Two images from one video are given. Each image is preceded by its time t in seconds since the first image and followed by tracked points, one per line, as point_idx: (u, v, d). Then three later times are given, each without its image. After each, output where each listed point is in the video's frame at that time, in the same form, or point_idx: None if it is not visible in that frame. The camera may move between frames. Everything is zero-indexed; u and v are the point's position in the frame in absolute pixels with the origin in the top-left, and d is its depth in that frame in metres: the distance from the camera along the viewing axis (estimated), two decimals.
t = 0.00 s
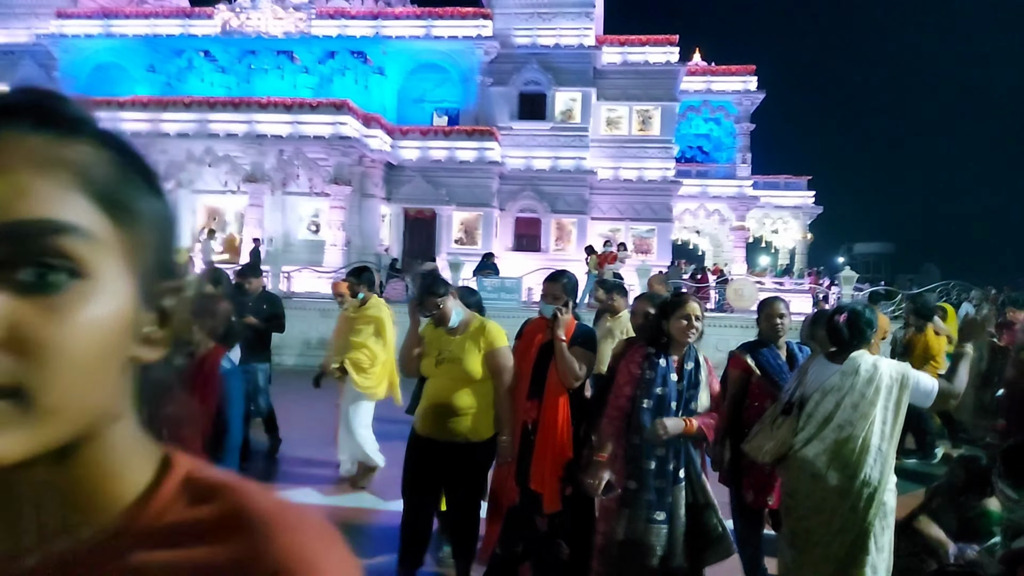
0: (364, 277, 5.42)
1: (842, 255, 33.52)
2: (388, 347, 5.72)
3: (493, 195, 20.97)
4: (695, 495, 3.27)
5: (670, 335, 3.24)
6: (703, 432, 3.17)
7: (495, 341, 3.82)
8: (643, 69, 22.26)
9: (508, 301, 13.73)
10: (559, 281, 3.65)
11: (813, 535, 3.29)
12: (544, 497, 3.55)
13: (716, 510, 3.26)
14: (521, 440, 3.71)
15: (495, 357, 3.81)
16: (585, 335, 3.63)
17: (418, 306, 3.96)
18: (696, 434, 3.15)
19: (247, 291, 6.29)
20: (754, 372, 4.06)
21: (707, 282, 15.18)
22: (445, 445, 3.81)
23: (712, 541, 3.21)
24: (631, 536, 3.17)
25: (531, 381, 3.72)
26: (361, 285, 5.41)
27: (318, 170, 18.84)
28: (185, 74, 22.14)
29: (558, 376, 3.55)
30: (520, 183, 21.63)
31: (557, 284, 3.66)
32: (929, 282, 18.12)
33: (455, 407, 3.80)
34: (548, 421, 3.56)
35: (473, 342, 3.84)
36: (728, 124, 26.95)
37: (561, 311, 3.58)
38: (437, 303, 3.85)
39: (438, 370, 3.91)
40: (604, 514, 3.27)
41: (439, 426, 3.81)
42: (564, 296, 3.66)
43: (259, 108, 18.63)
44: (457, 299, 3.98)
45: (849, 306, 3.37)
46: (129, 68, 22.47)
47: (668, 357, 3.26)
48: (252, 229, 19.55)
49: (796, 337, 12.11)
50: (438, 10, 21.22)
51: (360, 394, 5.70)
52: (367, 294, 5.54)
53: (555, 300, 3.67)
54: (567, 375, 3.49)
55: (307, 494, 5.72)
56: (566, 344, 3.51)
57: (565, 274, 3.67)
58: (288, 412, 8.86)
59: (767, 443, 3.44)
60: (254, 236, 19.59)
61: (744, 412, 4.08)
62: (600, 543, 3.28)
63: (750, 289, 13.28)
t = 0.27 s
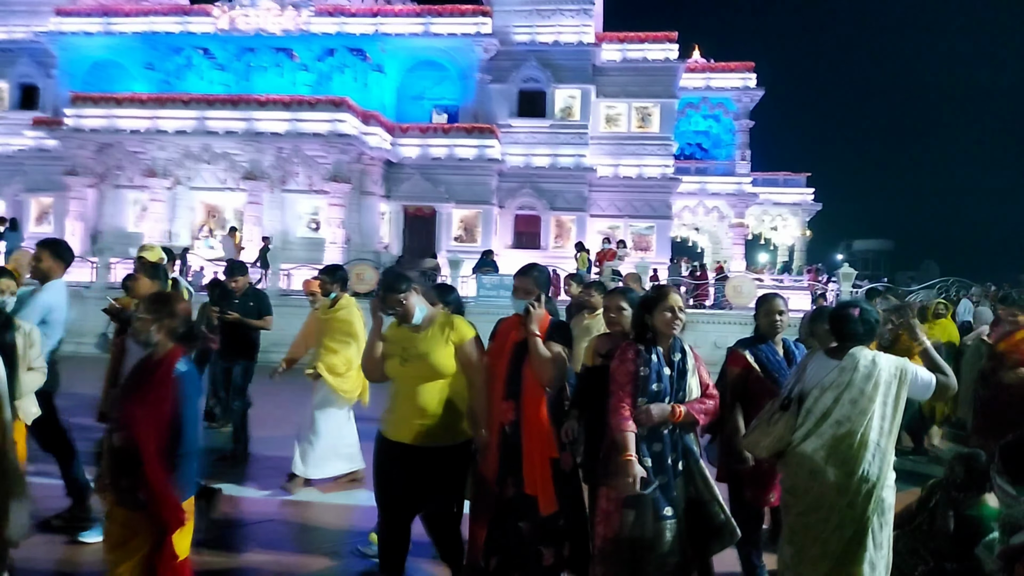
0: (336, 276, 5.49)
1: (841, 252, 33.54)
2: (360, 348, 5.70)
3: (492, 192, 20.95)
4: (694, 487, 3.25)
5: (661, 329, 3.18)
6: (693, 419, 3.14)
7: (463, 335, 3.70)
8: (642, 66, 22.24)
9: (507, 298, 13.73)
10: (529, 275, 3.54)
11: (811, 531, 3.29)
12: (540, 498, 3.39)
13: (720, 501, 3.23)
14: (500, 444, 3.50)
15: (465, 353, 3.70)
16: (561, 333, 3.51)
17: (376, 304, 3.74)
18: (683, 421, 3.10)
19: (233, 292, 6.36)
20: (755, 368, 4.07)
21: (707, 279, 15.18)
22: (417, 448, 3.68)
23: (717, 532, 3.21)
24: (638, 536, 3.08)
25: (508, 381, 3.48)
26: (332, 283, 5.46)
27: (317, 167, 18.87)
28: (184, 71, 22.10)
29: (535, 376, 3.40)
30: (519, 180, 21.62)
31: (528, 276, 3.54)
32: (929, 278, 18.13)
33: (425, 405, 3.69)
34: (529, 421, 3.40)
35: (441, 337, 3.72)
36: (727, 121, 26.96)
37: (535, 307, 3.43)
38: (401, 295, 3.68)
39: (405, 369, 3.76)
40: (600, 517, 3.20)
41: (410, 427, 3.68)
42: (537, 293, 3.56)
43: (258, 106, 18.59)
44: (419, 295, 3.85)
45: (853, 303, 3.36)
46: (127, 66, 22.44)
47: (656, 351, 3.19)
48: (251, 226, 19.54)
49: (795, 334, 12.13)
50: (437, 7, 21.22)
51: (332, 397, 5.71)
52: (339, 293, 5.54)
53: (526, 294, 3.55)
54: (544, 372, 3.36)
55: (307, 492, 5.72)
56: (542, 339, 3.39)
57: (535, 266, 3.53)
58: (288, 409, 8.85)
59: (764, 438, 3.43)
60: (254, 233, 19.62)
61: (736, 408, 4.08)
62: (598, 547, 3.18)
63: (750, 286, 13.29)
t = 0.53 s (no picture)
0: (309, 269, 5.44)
1: (843, 249, 33.49)
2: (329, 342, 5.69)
3: (493, 190, 20.94)
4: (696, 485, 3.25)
5: (653, 328, 3.16)
6: (689, 417, 3.15)
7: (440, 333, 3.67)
8: (643, 63, 22.21)
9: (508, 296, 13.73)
10: (507, 271, 3.50)
11: (814, 527, 3.30)
12: (517, 501, 3.37)
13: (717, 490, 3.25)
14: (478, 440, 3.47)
15: (443, 351, 3.67)
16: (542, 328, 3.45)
17: (350, 302, 3.77)
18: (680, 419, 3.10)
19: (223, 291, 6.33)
20: (764, 366, 4.08)
21: (708, 276, 15.17)
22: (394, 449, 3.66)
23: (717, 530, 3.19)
24: (639, 537, 3.05)
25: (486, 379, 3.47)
26: (305, 274, 5.39)
27: (319, 166, 18.92)
28: (184, 70, 22.09)
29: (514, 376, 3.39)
30: (520, 177, 21.62)
31: (505, 272, 3.51)
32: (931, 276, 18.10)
33: (399, 405, 3.64)
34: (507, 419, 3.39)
35: (417, 335, 3.66)
36: (728, 118, 26.93)
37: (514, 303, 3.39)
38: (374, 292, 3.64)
39: (378, 370, 3.71)
40: (600, 522, 3.19)
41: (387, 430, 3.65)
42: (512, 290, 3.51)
43: (259, 104, 18.58)
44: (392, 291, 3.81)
45: (854, 300, 3.34)
46: (128, 64, 22.43)
47: (649, 350, 3.18)
48: (252, 224, 19.55)
49: (796, 331, 12.13)
50: (438, 5, 21.22)
51: (297, 394, 5.65)
52: (311, 287, 5.56)
53: (500, 288, 3.51)
54: (524, 371, 3.35)
55: (309, 491, 5.73)
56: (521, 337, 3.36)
57: (511, 262, 3.52)
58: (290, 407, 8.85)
59: (768, 435, 3.44)
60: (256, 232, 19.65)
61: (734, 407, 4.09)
62: (597, 550, 3.19)
63: (751, 283, 13.27)
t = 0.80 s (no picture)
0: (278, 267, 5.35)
1: (847, 249, 33.42)
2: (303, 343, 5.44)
3: (496, 190, 20.92)
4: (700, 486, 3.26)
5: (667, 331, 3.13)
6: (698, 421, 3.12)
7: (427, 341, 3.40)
8: (646, 62, 22.18)
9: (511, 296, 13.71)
10: (494, 272, 3.48)
11: (816, 529, 3.29)
12: (496, 511, 3.38)
13: (717, 489, 3.25)
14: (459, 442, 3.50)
15: (429, 360, 3.40)
16: (527, 330, 3.44)
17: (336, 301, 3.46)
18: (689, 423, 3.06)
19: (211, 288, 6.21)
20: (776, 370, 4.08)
21: (711, 276, 15.15)
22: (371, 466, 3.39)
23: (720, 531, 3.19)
24: (643, 538, 3.02)
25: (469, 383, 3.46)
26: (275, 274, 5.30)
27: (321, 165, 18.95)
28: (188, 69, 22.13)
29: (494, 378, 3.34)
30: (523, 177, 21.60)
31: (492, 268, 3.49)
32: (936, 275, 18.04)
33: (381, 418, 3.36)
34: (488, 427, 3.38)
35: (403, 344, 3.38)
36: (731, 117, 26.88)
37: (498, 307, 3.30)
38: (354, 291, 3.35)
39: (360, 378, 3.43)
40: (604, 529, 3.11)
41: (364, 444, 3.39)
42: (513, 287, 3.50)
43: (262, 104, 18.59)
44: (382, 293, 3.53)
45: (857, 301, 3.31)
46: (131, 64, 22.46)
47: (658, 353, 3.14)
48: (255, 224, 19.57)
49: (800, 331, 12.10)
50: (441, 5, 21.21)
51: (270, 399, 5.35)
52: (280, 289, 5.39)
53: (489, 290, 3.47)
54: (506, 376, 3.27)
55: (311, 492, 5.73)
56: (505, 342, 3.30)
57: (499, 263, 3.48)
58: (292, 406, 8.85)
59: (770, 435, 3.43)
60: (259, 231, 19.68)
61: (744, 401, 4.10)
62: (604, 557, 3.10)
63: (754, 283, 13.25)
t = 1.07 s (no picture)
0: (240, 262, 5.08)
1: (848, 249, 33.40)
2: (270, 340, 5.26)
3: (498, 189, 20.91)
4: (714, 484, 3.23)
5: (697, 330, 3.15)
6: (717, 423, 3.09)
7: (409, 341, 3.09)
8: (647, 62, 22.17)
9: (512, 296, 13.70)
10: (483, 269, 3.35)
11: (816, 528, 3.28)
12: (461, 529, 3.30)
13: (734, 498, 3.21)
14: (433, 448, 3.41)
15: (410, 363, 3.10)
16: (516, 333, 3.35)
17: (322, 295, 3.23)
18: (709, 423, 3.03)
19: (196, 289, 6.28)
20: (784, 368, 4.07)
21: (713, 276, 15.14)
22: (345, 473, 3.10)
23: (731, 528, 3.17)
24: (652, 538, 3.00)
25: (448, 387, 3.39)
26: (235, 269, 5.03)
27: (323, 165, 18.97)
28: (189, 69, 22.13)
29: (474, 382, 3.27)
30: (524, 177, 21.60)
31: (480, 265, 3.37)
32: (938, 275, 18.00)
33: (363, 424, 3.10)
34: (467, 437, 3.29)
35: (383, 341, 3.10)
36: (732, 117, 26.88)
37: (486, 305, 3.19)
38: (339, 278, 3.09)
39: (341, 382, 3.17)
40: (616, 523, 3.02)
41: (337, 446, 3.13)
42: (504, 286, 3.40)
43: (263, 104, 18.59)
44: (369, 289, 3.28)
45: (859, 300, 3.30)
46: (133, 64, 22.48)
47: (684, 353, 3.16)
48: (256, 224, 19.57)
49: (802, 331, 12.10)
50: (442, 4, 21.21)
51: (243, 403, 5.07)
52: (244, 285, 5.09)
53: (477, 288, 3.35)
54: (491, 381, 3.13)
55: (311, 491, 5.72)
56: (492, 342, 3.15)
57: (490, 260, 3.36)
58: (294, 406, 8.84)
59: (771, 435, 3.42)
60: (260, 231, 19.71)
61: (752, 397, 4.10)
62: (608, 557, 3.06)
63: (756, 283, 13.24)
